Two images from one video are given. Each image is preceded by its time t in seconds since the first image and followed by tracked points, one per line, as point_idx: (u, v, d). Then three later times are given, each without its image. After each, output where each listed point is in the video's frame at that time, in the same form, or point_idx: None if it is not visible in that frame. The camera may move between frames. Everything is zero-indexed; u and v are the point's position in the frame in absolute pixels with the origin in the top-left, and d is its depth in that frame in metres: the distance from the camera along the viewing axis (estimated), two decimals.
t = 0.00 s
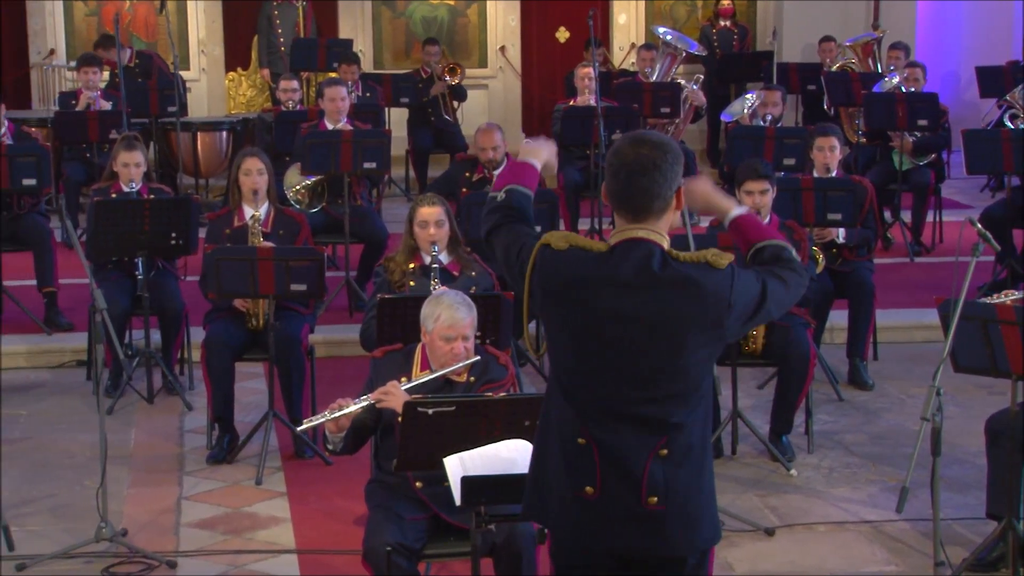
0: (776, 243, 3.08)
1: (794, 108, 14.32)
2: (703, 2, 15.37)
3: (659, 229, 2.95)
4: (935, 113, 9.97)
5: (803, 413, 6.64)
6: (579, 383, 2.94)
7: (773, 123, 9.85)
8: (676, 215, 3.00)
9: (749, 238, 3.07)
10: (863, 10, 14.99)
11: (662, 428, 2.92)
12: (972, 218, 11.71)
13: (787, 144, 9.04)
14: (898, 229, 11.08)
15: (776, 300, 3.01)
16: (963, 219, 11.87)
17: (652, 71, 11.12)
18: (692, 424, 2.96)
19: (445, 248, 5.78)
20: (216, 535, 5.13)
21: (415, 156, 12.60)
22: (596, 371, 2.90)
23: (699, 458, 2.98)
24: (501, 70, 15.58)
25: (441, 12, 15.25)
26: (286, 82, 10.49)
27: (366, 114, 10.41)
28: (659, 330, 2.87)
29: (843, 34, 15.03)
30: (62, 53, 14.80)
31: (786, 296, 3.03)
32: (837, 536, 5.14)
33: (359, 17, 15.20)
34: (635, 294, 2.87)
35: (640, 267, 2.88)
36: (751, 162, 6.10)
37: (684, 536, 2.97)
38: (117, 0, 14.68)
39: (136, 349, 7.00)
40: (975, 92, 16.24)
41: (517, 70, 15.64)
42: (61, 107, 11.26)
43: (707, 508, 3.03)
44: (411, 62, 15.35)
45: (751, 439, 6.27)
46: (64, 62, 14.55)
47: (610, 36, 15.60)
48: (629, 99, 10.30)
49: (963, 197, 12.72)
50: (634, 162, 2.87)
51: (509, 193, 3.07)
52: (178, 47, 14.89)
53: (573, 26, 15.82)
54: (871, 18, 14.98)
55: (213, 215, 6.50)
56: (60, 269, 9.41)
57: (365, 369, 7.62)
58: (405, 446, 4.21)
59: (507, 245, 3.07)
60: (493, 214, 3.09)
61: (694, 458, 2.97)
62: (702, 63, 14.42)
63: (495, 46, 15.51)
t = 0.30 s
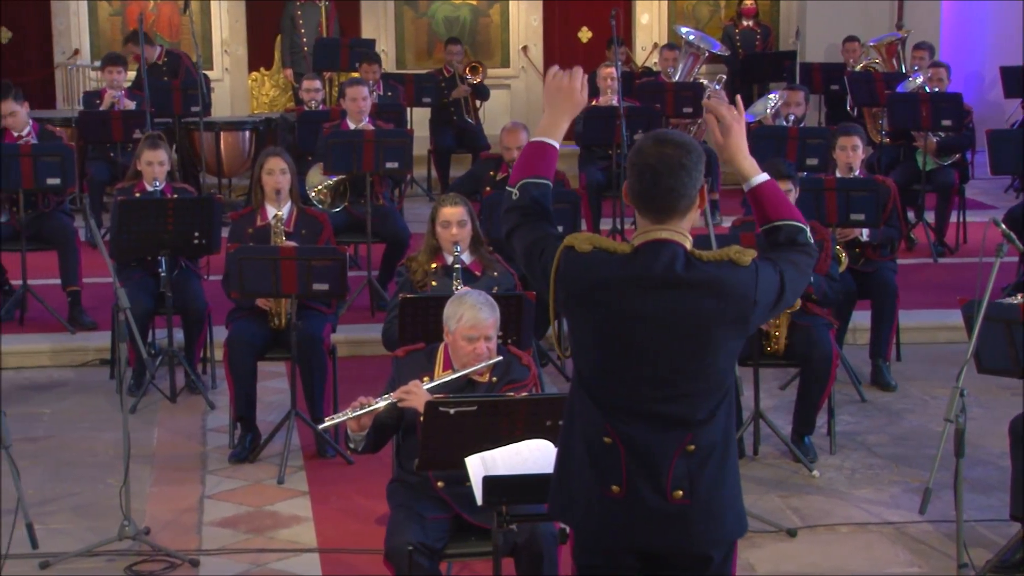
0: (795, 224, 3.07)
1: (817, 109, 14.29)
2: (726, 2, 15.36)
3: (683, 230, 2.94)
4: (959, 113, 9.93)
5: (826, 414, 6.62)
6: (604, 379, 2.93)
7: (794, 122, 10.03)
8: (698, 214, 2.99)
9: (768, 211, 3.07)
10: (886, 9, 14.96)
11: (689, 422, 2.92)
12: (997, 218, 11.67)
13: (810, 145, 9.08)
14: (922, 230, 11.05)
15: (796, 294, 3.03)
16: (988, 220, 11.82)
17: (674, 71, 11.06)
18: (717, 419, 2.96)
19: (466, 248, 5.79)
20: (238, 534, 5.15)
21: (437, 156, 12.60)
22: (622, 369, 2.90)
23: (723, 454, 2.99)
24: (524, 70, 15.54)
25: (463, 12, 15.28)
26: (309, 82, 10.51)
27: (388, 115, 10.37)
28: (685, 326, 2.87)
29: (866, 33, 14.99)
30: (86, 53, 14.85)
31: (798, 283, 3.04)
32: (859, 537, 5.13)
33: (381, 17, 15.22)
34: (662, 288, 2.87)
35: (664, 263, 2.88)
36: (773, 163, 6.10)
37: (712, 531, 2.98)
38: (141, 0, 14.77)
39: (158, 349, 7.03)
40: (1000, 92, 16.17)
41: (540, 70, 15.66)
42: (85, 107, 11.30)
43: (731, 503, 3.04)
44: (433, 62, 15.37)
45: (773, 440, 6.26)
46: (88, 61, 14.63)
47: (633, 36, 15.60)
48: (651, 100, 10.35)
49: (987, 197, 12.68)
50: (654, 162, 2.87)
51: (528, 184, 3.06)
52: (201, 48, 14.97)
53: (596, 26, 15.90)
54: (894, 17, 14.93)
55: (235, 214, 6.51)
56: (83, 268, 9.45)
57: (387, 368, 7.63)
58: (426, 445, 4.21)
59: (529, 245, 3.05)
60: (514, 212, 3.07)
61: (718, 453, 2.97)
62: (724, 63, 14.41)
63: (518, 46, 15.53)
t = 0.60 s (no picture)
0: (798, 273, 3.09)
1: (841, 108, 14.26)
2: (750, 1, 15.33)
3: (708, 233, 2.93)
4: (984, 113, 9.90)
5: (849, 415, 6.60)
6: (630, 394, 2.92)
7: (820, 122, 9.93)
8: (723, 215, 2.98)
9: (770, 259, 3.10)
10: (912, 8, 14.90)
11: (716, 435, 2.92)
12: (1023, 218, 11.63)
13: (833, 145, 8.97)
14: (948, 230, 11.02)
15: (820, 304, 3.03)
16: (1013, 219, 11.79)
17: (697, 70, 11.03)
18: (743, 432, 2.97)
19: (490, 248, 5.79)
20: (261, 533, 5.16)
21: (460, 155, 12.60)
22: (648, 381, 2.89)
23: (749, 465, 2.99)
24: (547, 69, 15.60)
25: (486, 11, 15.30)
26: (333, 81, 10.54)
27: (410, 114, 10.34)
28: (712, 338, 2.87)
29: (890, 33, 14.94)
30: (112, 52, 14.91)
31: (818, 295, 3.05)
32: (883, 538, 5.11)
33: (405, 16, 15.25)
34: (689, 302, 2.87)
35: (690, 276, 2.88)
36: (796, 162, 6.11)
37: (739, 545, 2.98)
38: (165, 0, 14.83)
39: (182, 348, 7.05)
40: None
41: (563, 70, 15.67)
42: (111, 106, 11.35)
43: (757, 514, 3.04)
44: (456, 62, 15.38)
45: (797, 440, 6.25)
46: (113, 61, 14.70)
47: (656, 36, 15.59)
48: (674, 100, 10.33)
49: (1012, 197, 12.64)
50: (679, 161, 2.85)
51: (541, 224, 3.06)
52: (225, 48, 15.02)
53: (619, 26, 15.88)
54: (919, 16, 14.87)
55: (259, 212, 6.53)
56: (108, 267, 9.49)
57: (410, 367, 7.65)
58: (447, 444, 4.22)
59: (547, 267, 3.05)
60: (526, 249, 3.09)
61: (745, 465, 2.98)
62: (748, 62, 14.42)
63: (540, 46, 15.55)
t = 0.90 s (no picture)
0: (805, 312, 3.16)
1: (865, 108, 14.25)
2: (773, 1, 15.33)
3: (729, 236, 2.93)
4: (1009, 114, 9.86)
5: (872, 416, 6.59)
6: (654, 408, 2.93)
7: (843, 122, 9.93)
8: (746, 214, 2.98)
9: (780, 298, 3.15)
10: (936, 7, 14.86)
11: (741, 448, 2.91)
12: None
13: (857, 144, 8.96)
14: (971, 230, 10.98)
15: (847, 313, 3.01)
16: None
17: (720, 70, 11.01)
18: (769, 442, 2.96)
19: (512, 248, 5.78)
20: (283, 531, 5.17)
21: (482, 155, 12.59)
22: (671, 393, 2.89)
23: (775, 476, 2.98)
24: (570, 69, 15.60)
25: (510, 12, 15.29)
26: (356, 81, 10.55)
27: (433, 114, 10.33)
28: (736, 349, 2.86)
29: (915, 32, 14.88)
30: (135, 52, 14.99)
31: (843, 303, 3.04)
32: (906, 540, 5.10)
33: (428, 16, 15.30)
34: (712, 315, 2.86)
35: (714, 287, 2.88)
36: (820, 161, 6.06)
37: (766, 556, 2.97)
38: (189, 0, 14.90)
39: (205, 347, 7.08)
40: None
41: (585, 69, 15.68)
42: (135, 105, 11.39)
43: (783, 524, 3.03)
44: (479, 61, 15.39)
45: (819, 441, 6.24)
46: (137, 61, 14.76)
47: (679, 36, 15.59)
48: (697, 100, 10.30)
49: None
50: (703, 163, 2.84)
51: (557, 280, 3.13)
52: (248, 47, 15.06)
53: (642, 26, 15.90)
54: (944, 16, 14.80)
55: (281, 211, 6.54)
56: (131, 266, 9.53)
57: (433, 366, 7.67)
58: (469, 444, 4.21)
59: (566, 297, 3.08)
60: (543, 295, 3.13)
61: (770, 476, 2.97)
62: (772, 62, 14.47)
63: (563, 46, 15.57)
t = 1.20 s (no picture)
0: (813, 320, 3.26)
1: (885, 108, 14.23)
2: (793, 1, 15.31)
3: (748, 236, 2.90)
4: None
5: (891, 417, 6.58)
6: (677, 414, 2.91)
7: (862, 123, 9.90)
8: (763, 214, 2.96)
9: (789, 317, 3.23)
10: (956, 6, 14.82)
11: (763, 451, 2.90)
12: None
13: (876, 144, 8.96)
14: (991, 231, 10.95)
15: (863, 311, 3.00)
16: None
17: (739, 70, 11.00)
18: (789, 444, 2.95)
19: (531, 248, 5.81)
20: (301, 530, 5.18)
21: (500, 155, 12.60)
22: (693, 398, 2.88)
23: (795, 476, 2.98)
24: (587, 69, 15.70)
25: (529, 12, 15.35)
26: (374, 81, 10.56)
27: (451, 113, 10.34)
28: (757, 352, 2.85)
29: (935, 31, 14.84)
30: (156, 51, 15.09)
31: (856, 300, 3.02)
32: (925, 541, 5.08)
33: (446, 16, 15.36)
34: (735, 319, 2.84)
35: (734, 291, 2.85)
36: (840, 162, 6.03)
37: (787, 558, 2.97)
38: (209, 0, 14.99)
39: (224, 346, 7.10)
40: None
41: (604, 70, 15.74)
42: (155, 105, 11.44)
43: (803, 524, 3.03)
44: (498, 61, 15.45)
45: (838, 442, 6.23)
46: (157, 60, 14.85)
47: (698, 36, 15.58)
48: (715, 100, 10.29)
49: None
50: (724, 165, 2.83)
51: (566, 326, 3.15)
52: (268, 46, 15.13)
53: (662, 26, 15.90)
54: (964, 15, 14.73)
55: (300, 212, 6.55)
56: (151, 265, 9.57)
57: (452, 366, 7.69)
58: (487, 443, 4.17)
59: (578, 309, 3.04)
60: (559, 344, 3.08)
61: (791, 477, 2.96)
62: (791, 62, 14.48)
63: (582, 45, 15.59)
